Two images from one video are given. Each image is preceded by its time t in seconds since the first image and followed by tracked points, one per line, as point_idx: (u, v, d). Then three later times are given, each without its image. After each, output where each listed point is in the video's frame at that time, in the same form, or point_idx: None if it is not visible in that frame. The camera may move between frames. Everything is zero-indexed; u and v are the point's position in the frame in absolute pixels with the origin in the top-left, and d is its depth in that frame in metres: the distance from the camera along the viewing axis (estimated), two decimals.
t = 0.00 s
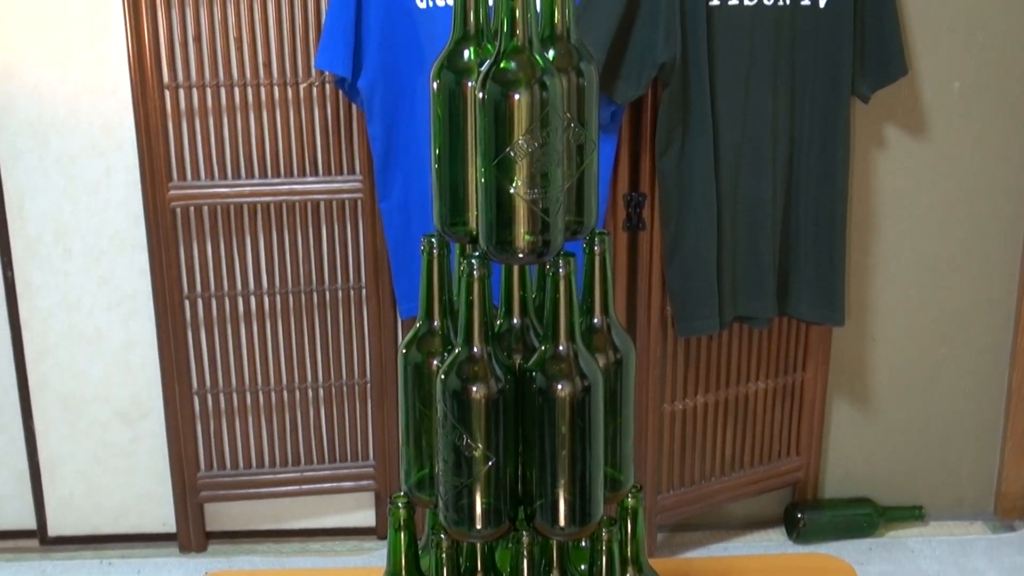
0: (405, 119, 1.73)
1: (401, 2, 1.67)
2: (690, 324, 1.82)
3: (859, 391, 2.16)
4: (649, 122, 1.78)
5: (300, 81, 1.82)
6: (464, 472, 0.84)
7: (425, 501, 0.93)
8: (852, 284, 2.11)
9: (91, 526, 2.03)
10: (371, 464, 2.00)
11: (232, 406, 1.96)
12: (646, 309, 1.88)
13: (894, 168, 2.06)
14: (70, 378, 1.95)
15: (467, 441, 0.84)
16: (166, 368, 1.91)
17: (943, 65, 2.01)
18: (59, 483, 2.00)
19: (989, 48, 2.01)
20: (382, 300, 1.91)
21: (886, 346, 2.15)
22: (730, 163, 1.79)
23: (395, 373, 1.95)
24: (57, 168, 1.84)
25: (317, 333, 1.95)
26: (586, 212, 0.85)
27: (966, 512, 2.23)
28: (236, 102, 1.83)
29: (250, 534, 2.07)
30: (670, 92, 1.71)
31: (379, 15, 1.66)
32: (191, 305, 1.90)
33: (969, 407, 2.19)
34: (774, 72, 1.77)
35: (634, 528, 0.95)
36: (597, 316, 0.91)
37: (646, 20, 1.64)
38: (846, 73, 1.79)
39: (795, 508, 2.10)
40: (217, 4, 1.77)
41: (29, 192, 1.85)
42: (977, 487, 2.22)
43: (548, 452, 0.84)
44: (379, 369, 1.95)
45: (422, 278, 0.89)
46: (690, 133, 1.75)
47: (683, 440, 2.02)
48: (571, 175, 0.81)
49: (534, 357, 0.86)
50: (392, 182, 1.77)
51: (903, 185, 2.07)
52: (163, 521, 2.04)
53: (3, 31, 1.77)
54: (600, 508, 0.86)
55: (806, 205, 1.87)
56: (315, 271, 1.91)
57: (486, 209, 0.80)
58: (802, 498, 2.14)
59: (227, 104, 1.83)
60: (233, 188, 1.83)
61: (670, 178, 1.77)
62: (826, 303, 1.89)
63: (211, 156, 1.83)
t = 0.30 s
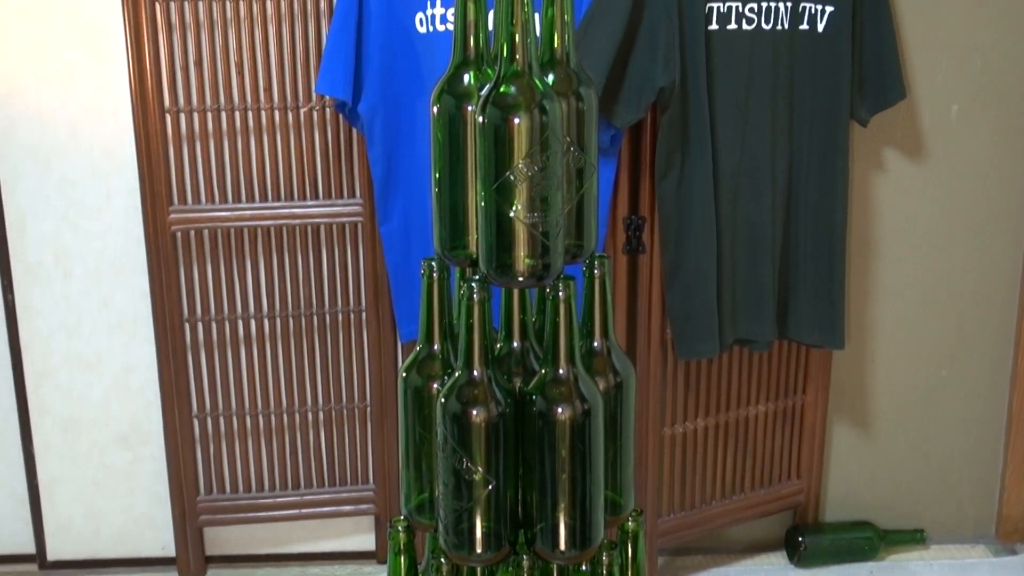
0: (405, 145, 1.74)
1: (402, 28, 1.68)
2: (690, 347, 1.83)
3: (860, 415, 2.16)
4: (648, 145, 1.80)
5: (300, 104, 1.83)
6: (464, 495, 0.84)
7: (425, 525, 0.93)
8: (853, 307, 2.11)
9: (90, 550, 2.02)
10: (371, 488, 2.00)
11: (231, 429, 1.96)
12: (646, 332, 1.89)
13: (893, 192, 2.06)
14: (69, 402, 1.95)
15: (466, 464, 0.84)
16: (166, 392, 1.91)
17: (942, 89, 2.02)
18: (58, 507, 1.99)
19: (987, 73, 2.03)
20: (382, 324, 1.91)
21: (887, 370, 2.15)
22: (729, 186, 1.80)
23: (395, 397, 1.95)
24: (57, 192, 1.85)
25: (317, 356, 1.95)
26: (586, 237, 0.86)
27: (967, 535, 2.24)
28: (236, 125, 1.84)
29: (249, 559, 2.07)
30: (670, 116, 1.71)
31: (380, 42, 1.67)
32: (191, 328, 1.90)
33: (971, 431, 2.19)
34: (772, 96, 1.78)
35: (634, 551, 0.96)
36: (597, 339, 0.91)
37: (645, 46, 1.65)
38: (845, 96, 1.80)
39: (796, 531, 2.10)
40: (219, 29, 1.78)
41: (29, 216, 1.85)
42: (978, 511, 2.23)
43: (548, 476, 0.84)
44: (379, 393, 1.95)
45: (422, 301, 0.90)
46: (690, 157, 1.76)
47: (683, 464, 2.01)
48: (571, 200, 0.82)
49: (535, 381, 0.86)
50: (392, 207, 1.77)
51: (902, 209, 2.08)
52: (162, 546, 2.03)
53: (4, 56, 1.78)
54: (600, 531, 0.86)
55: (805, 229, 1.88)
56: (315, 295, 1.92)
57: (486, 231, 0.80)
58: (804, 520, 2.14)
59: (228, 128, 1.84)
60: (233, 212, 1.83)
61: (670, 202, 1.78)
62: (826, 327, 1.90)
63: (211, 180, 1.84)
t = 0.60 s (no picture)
0: (404, 169, 1.74)
1: (403, 52, 1.70)
2: (690, 370, 1.82)
3: (861, 437, 2.15)
4: (646, 167, 1.81)
5: (300, 128, 1.84)
6: (464, 518, 0.84)
7: (425, 548, 0.93)
8: (853, 329, 2.10)
9: (89, 573, 2.02)
10: (371, 511, 2.00)
11: (230, 452, 1.96)
12: (646, 354, 1.89)
13: (892, 214, 2.07)
14: (68, 425, 1.95)
15: (467, 487, 0.84)
16: (166, 414, 1.90)
17: (941, 112, 2.03)
18: (58, 530, 1.99)
19: (984, 96, 2.04)
20: (382, 346, 1.91)
21: (888, 392, 2.15)
22: (729, 209, 1.80)
23: (395, 420, 1.94)
24: (58, 215, 1.85)
25: (318, 379, 1.96)
26: (586, 259, 0.85)
27: (969, 557, 2.24)
28: (237, 148, 1.85)
29: None
30: (669, 139, 1.72)
31: (379, 64, 1.67)
32: (191, 351, 1.90)
33: (972, 453, 2.19)
34: (771, 119, 1.79)
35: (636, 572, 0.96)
36: (597, 362, 0.91)
37: (644, 68, 1.66)
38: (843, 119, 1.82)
39: (796, 554, 2.10)
40: (219, 52, 1.79)
41: (30, 238, 1.85)
42: (979, 533, 2.23)
43: (548, 499, 0.85)
44: (379, 416, 1.95)
45: (422, 324, 0.90)
46: (689, 179, 1.76)
47: (684, 486, 2.01)
48: (571, 222, 0.83)
49: (534, 404, 0.86)
50: (391, 230, 1.77)
51: (902, 231, 2.08)
52: (161, 569, 2.03)
53: (6, 79, 1.78)
54: (601, 552, 0.87)
55: (805, 251, 1.88)
56: (315, 318, 1.92)
57: (485, 254, 0.81)
58: (805, 544, 2.13)
59: (228, 151, 1.84)
60: (233, 235, 1.84)
61: (669, 225, 1.78)
62: (826, 349, 1.90)
63: (211, 203, 1.84)
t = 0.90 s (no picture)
0: (405, 193, 1.75)
1: (403, 74, 1.70)
2: (690, 392, 1.82)
3: (861, 461, 2.15)
4: (644, 190, 1.82)
5: (300, 151, 1.85)
6: (463, 542, 0.84)
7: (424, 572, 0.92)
8: (853, 352, 2.10)
9: None
10: (370, 534, 2.00)
11: (229, 476, 1.96)
12: (645, 377, 1.90)
13: (892, 237, 2.07)
14: (67, 448, 1.93)
15: (466, 510, 0.84)
16: (166, 438, 1.90)
17: (939, 135, 2.04)
18: (55, 554, 1.97)
19: (981, 120, 2.05)
20: (382, 369, 1.92)
21: (888, 416, 2.14)
22: (728, 231, 1.81)
23: (395, 441, 1.95)
24: (58, 238, 1.84)
25: (317, 401, 1.96)
26: (586, 282, 0.86)
27: None
28: (237, 171, 1.85)
29: None
30: (669, 162, 1.73)
31: (379, 87, 1.68)
32: (191, 373, 1.90)
33: (972, 476, 2.20)
34: (771, 142, 1.79)
35: None
36: (597, 385, 0.91)
37: (642, 92, 1.67)
38: (842, 142, 1.82)
39: None
40: (219, 75, 1.81)
41: (29, 261, 1.85)
42: (980, 556, 2.23)
43: (548, 521, 0.85)
44: (378, 438, 1.95)
45: (422, 348, 0.90)
46: (688, 201, 1.77)
47: (685, 510, 2.01)
48: (570, 244, 0.83)
49: (534, 427, 0.86)
50: (391, 254, 1.78)
51: (901, 254, 2.09)
52: None
53: (5, 103, 1.77)
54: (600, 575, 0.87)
55: (804, 274, 1.89)
56: (315, 340, 1.93)
57: (485, 277, 0.81)
58: (804, 566, 2.14)
59: (228, 174, 1.85)
60: (234, 258, 1.85)
61: (669, 248, 1.79)
62: (826, 372, 1.90)
63: (212, 226, 1.85)
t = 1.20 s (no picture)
0: (405, 215, 1.76)
1: (403, 96, 1.71)
2: (689, 415, 1.82)
3: (861, 486, 2.16)
4: (644, 214, 1.83)
5: (302, 172, 1.86)
6: (462, 564, 0.84)
7: None
8: (854, 377, 2.11)
9: None
10: (370, 555, 2.00)
11: (228, 497, 1.95)
12: (646, 400, 1.90)
13: (892, 260, 2.08)
14: (65, 469, 1.93)
15: (466, 533, 0.83)
16: (165, 459, 1.89)
17: (938, 158, 2.05)
18: None
19: (980, 144, 2.06)
20: (382, 390, 1.91)
21: (888, 439, 2.14)
22: (728, 253, 1.81)
23: (394, 462, 1.94)
24: (58, 259, 1.85)
25: (316, 422, 1.96)
26: (586, 303, 0.86)
27: None
28: (237, 193, 1.86)
29: None
30: (669, 185, 1.73)
31: (379, 108, 1.69)
32: (190, 394, 1.90)
33: (972, 498, 2.18)
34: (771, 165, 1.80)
35: None
36: (597, 408, 0.91)
37: (643, 115, 1.69)
38: (841, 165, 1.83)
39: None
40: (220, 97, 1.81)
41: (30, 282, 1.85)
42: None
43: (547, 543, 0.85)
44: (377, 460, 1.95)
45: (421, 370, 0.89)
46: (689, 224, 1.78)
47: (686, 532, 2.02)
48: (570, 266, 0.83)
49: (534, 449, 0.86)
50: (392, 276, 1.79)
51: (901, 277, 2.09)
52: None
53: (8, 125, 1.77)
54: None
55: (804, 296, 1.89)
56: (314, 362, 1.93)
57: (485, 298, 0.82)
58: None
59: (228, 195, 1.86)
60: (234, 278, 1.85)
61: (669, 270, 1.79)
62: (826, 395, 1.90)
63: (212, 247, 1.86)
